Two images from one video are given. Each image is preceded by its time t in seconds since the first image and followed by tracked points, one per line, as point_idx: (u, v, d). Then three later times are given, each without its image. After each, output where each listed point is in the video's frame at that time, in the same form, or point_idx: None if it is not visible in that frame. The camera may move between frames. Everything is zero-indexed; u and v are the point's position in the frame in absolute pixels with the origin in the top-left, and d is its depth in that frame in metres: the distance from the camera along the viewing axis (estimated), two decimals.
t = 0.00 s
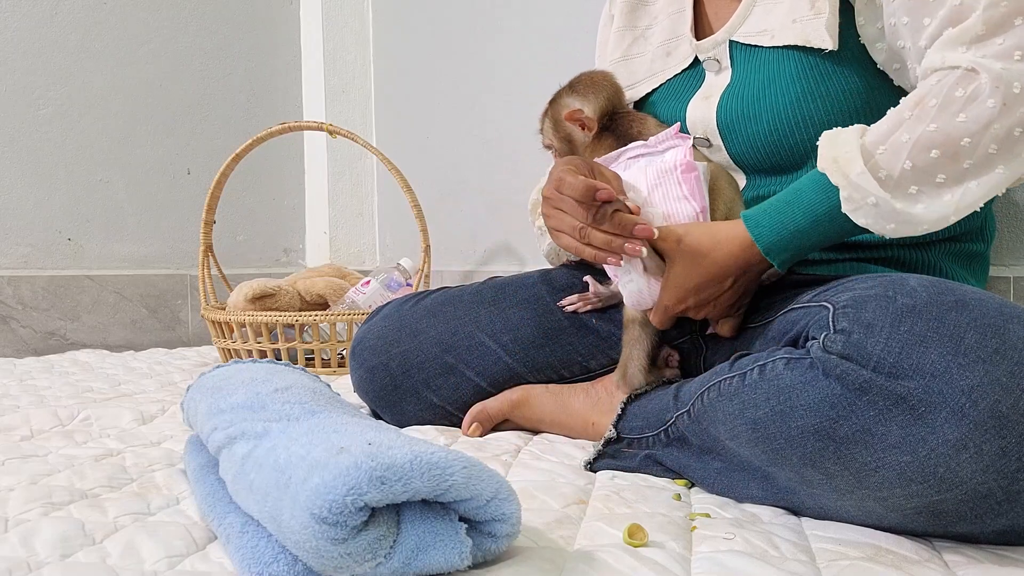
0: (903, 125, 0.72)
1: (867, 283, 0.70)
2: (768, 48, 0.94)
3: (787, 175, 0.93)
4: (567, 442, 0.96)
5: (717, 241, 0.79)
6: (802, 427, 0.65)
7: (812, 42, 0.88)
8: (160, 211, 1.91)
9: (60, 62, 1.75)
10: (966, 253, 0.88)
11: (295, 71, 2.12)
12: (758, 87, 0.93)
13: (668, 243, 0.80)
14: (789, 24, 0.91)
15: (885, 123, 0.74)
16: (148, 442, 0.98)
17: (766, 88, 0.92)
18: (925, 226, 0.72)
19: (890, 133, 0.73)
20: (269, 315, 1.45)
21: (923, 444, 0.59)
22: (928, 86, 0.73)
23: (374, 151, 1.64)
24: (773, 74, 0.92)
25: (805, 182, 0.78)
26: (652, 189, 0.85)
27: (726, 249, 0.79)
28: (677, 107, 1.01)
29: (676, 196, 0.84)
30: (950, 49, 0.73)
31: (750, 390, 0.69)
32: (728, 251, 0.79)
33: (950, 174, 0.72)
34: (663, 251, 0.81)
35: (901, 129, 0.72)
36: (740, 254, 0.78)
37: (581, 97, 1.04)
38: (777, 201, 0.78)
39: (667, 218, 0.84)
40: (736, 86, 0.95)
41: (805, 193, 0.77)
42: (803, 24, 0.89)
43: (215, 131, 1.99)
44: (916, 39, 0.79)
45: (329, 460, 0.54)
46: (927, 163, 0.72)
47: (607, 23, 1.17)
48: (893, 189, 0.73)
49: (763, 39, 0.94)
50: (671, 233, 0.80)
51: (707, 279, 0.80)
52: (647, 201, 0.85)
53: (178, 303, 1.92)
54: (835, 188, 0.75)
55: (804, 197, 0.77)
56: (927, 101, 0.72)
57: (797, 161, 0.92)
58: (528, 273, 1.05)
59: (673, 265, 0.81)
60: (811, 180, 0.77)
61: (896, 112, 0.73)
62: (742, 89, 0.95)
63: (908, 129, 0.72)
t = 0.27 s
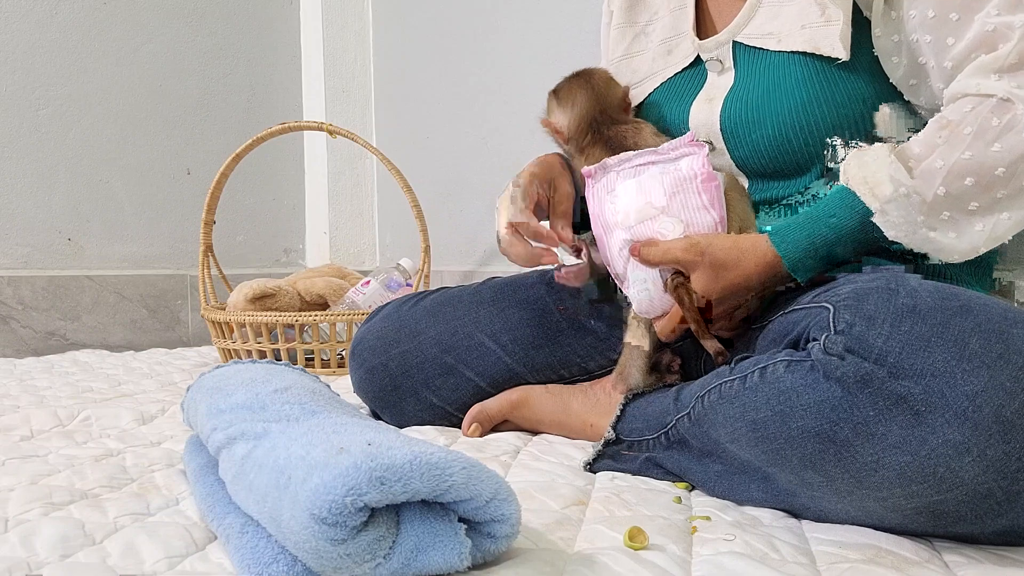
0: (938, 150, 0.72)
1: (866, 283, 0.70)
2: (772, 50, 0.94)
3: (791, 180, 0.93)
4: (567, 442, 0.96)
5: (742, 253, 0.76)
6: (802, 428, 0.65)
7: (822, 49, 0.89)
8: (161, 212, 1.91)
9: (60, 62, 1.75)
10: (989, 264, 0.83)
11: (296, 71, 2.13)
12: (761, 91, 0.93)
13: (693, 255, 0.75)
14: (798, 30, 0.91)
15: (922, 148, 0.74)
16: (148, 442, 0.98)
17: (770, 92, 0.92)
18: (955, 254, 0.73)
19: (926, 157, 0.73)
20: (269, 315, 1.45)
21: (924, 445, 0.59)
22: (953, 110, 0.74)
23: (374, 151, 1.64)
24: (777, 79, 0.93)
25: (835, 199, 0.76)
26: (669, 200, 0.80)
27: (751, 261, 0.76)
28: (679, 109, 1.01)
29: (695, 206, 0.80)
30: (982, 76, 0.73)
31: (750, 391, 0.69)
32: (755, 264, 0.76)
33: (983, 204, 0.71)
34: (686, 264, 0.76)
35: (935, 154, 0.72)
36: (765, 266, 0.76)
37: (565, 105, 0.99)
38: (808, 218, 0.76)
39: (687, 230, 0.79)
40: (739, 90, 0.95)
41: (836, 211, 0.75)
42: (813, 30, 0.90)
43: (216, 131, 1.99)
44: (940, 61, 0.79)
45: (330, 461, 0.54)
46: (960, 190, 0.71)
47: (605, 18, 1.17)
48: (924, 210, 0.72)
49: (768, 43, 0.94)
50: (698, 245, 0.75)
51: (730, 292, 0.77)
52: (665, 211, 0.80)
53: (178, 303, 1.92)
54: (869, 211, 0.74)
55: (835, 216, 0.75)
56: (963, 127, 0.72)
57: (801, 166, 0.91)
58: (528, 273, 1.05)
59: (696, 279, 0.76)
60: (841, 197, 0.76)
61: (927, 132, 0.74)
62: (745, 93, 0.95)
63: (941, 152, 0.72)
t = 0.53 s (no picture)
0: (935, 158, 0.73)
1: (866, 283, 0.70)
2: (770, 52, 0.94)
3: (788, 182, 0.92)
4: (567, 443, 0.96)
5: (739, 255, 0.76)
6: (802, 429, 0.65)
7: (820, 54, 0.89)
8: (161, 212, 1.91)
9: (61, 62, 1.75)
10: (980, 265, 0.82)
11: (296, 71, 2.13)
12: (760, 92, 0.93)
13: (693, 261, 0.75)
14: (796, 34, 0.92)
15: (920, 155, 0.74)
16: (149, 442, 0.98)
17: (768, 94, 0.92)
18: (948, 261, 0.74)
19: (924, 165, 0.73)
20: (269, 315, 1.45)
21: (924, 446, 0.59)
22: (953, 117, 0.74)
23: (374, 151, 1.64)
24: (775, 80, 0.92)
25: (833, 202, 0.76)
26: (670, 209, 0.77)
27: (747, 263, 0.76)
28: (674, 108, 0.98)
29: (695, 214, 0.77)
30: (982, 86, 0.73)
31: (750, 393, 0.69)
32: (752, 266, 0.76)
33: (978, 213, 0.72)
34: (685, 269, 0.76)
35: (933, 162, 0.72)
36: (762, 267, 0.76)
37: (559, 100, 0.91)
38: (807, 222, 0.76)
39: (690, 239, 0.77)
40: (737, 92, 0.95)
41: (835, 214, 0.75)
42: (812, 35, 0.90)
43: (216, 131, 1.99)
44: (941, 69, 0.80)
45: (329, 463, 0.54)
46: (957, 200, 0.72)
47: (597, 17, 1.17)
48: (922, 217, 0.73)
49: (766, 45, 0.94)
50: (697, 251, 0.75)
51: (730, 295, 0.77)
52: (666, 222, 0.77)
53: (178, 303, 1.92)
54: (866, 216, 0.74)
55: (835, 221, 0.75)
56: (961, 136, 0.72)
57: (799, 167, 0.91)
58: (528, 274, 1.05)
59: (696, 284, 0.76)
60: (838, 201, 0.76)
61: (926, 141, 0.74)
62: (743, 94, 0.94)
63: (938, 161, 0.72)
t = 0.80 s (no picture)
0: (925, 160, 0.73)
1: (866, 283, 0.70)
2: (766, 53, 0.94)
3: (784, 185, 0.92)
4: (567, 443, 0.96)
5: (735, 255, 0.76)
6: (802, 429, 0.65)
7: (816, 55, 0.88)
8: (161, 212, 1.91)
9: (61, 62, 1.75)
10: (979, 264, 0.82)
11: (296, 71, 2.13)
12: (756, 93, 0.92)
13: (687, 259, 0.76)
14: (792, 35, 0.91)
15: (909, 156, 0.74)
16: (149, 442, 0.98)
17: (765, 95, 0.92)
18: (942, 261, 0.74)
19: (915, 167, 0.73)
20: (269, 315, 1.45)
21: (924, 445, 0.59)
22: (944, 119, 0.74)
23: (374, 151, 1.64)
24: (771, 81, 0.92)
25: (825, 203, 0.76)
26: (667, 204, 0.79)
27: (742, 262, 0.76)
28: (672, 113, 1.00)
29: (691, 209, 0.78)
30: (973, 88, 0.73)
31: (751, 393, 0.69)
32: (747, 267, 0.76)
33: (969, 215, 0.72)
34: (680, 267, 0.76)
35: (922, 163, 0.73)
36: (756, 268, 0.76)
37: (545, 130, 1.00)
38: (799, 223, 0.76)
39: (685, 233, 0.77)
40: (734, 93, 0.95)
41: (826, 215, 0.75)
42: (807, 35, 0.89)
43: (216, 131, 1.99)
44: (933, 73, 0.79)
45: (329, 463, 0.54)
46: (947, 203, 0.71)
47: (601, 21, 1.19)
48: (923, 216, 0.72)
49: (763, 46, 0.94)
50: (692, 249, 0.76)
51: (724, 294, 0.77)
52: (661, 216, 0.78)
53: (178, 303, 1.92)
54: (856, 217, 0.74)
55: (826, 222, 0.75)
56: (952, 138, 0.72)
57: (797, 168, 0.91)
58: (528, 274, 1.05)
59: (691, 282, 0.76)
60: (829, 202, 0.76)
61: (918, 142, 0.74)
62: (739, 95, 0.94)
63: (927, 162, 0.72)
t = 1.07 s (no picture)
0: (920, 163, 0.73)
1: (866, 283, 0.70)
2: (762, 56, 0.93)
3: (782, 187, 0.92)
4: (566, 443, 0.96)
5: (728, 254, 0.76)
6: (802, 429, 0.65)
7: (813, 58, 0.87)
8: (161, 212, 1.91)
9: (62, 62, 1.75)
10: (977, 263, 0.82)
11: (296, 71, 2.13)
12: (753, 95, 0.92)
13: (681, 257, 0.76)
14: (789, 37, 0.90)
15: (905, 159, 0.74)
16: (149, 442, 0.98)
17: (760, 98, 0.91)
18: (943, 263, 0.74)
19: (911, 170, 0.73)
20: (269, 315, 1.45)
21: (924, 446, 0.59)
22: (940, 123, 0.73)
23: (374, 151, 1.64)
24: (768, 83, 0.91)
25: (821, 203, 0.76)
26: (659, 200, 0.82)
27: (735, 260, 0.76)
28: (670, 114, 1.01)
29: (682, 205, 0.81)
30: (970, 94, 0.72)
31: (751, 394, 0.69)
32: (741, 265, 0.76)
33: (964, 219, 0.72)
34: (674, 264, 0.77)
35: (917, 166, 0.73)
36: (752, 267, 0.76)
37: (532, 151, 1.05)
38: (796, 224, 0.76)
39: (677, 228, 0.80)
40: (731, 95, 0.94)
41: (821, 215, 0.75)
42: (803, 39, 0.88)
43: (216, 131, 1.99)
44: (930, 77, 0.79)
45: (330, 462, 0.54)
46: (940, 206, 0.72)
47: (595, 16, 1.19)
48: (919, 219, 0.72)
49: (760, 48, 0.93)
50: (686, 247, 0.76)
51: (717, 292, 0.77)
52: (652, 210, 0.82)
53: (178, 303, 1.92)
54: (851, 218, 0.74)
55: (821, 222, 0.75)
56: (948, 142, 0.72)
57: (794, 171, 0.90)
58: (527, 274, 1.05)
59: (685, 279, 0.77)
60: (825, 202, 0.76)
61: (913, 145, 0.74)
62: (736, 97, 0.93)
63: (922, 166, 0.72)
